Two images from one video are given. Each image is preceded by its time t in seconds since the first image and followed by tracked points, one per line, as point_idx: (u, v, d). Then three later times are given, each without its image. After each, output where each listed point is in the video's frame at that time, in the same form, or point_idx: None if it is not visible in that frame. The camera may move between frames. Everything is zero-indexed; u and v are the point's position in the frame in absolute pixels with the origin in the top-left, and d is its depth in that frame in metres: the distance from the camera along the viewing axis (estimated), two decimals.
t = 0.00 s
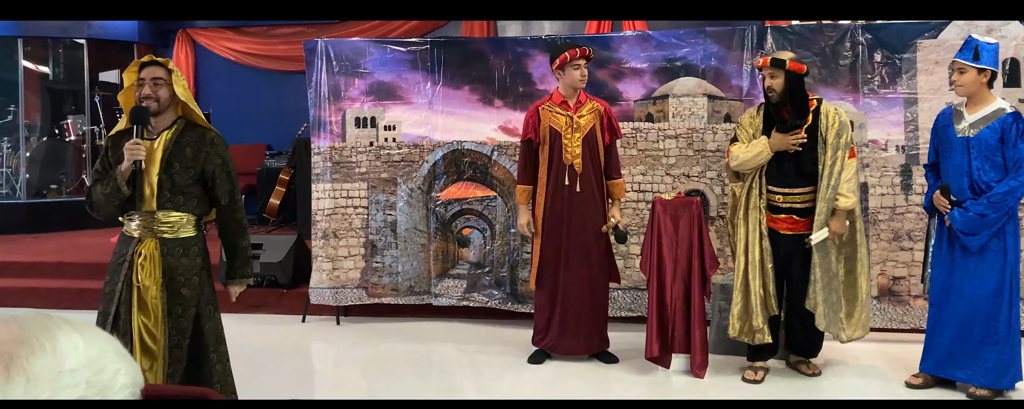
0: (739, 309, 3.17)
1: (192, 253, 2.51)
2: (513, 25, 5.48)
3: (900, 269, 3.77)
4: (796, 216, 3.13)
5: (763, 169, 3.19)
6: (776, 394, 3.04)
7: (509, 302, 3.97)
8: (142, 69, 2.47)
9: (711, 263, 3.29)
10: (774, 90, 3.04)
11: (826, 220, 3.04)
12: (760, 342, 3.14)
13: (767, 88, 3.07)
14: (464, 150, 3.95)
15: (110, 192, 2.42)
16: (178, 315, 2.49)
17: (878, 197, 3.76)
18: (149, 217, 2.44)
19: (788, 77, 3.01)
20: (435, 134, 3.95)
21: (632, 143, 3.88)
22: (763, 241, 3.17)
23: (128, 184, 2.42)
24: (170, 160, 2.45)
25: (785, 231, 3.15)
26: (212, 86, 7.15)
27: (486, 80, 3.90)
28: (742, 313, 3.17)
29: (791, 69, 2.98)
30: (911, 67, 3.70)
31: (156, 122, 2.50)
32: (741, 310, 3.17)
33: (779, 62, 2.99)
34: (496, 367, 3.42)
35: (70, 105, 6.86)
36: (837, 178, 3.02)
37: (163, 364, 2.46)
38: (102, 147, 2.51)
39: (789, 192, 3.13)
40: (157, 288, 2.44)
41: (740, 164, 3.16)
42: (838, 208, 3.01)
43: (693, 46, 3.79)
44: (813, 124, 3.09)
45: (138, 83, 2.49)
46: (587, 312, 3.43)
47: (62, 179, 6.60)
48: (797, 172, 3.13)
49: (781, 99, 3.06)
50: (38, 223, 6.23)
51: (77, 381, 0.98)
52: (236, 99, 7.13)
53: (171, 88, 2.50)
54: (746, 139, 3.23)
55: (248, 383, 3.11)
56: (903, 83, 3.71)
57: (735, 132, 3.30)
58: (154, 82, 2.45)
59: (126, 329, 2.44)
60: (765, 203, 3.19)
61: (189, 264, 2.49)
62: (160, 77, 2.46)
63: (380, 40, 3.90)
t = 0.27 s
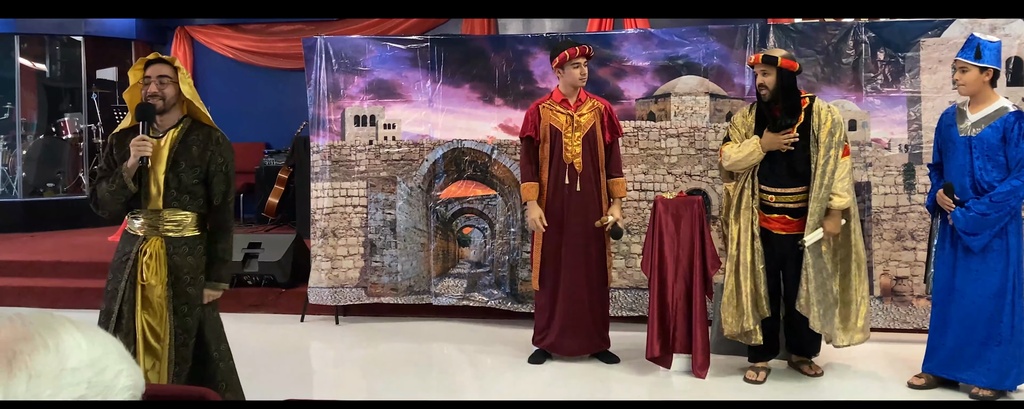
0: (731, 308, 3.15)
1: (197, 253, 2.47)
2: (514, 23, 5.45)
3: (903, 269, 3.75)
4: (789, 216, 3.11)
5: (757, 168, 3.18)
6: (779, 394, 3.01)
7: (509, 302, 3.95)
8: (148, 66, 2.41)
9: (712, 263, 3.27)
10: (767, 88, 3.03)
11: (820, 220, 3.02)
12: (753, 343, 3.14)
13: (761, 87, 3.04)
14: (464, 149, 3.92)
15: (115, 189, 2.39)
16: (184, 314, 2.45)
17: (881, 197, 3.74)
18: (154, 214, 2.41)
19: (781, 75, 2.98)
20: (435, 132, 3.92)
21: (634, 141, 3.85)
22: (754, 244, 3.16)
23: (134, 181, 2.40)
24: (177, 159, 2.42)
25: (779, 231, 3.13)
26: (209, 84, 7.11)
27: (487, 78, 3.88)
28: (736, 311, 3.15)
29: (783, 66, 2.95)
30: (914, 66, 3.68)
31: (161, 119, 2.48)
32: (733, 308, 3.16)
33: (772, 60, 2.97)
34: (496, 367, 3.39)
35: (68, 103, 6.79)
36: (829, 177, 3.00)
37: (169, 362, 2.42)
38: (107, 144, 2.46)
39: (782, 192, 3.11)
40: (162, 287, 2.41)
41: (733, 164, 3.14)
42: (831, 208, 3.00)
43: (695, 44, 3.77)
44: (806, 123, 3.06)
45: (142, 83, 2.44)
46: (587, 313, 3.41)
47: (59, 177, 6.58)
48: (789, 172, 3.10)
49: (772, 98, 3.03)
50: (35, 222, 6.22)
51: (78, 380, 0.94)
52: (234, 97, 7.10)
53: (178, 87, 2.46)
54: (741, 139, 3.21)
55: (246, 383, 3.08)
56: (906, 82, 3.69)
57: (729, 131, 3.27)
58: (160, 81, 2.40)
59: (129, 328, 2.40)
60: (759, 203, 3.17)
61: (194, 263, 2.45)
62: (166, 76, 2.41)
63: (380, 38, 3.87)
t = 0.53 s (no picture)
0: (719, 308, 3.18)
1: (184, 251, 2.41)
2: (514, 21, 5.43)
3: (905, 268, 3.73)
4: (781, 214, 3.10)
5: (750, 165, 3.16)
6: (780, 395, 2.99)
7: (509, 301, 3.92)
8: (146, 64, 2.39)
9: (713, 263, 3.25)
10: (756, 84, 3.02)
11: (812, 218, 3.02)
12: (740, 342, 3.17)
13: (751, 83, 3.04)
14: (463, 147, 3.89)
15: (111, 188, 2.36)
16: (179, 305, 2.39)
17: (882, 195, 3.71)
18: (149, 213, 2.38)
19: (769, 72, 2.96)
20: (433, 130, 3.89)
21: (634, 139, 3.83)
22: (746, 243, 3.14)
23: (130, 180, 2.37)
24: (173, 157, 2.39)
25: (771, 229, 3.13)
26: (206, 81, 7.10)
27: (487, 76, 3.85)
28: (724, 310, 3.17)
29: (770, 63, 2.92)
30: (916, 64, 3.66)
31: (159, 117, 2.45)
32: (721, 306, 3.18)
33: (760, 56, 2.96)
34: (495, 367, 3.37)
35: (63, 100, 6.75)
36: (822, 175, 2.98)
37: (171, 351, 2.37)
38: (104, 142, 2.43)
39: (774, 189, 3.09)
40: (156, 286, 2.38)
41: (724, 161, 3.13)
42: (825, 206, 2.98)
43: (696, 42, 3.75)
44: (797, 119, 3.04)
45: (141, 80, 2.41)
46: (587, 314, 3.38)
47: (54, 175, 6.60)
48: (782, 169, 3.08)
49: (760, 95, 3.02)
50: (30, 221, 6.19)
51: (74, 379, 0.91)
52: (231, 95, 7.07)
53: (178, 86, 2.43)
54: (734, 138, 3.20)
55: (244, 383, 3.05)
56: (908, 80, 3.67)
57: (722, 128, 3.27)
58: (159, 79, 2.38)
59: (125, 327, 2.38)
60: (750, 200, 3.15)
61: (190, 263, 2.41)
62: (166, 74, 2.39)
63: (377, 35, 3.84)
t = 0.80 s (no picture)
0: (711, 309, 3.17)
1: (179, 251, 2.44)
2: (512, 19, 5.40)
3: (906, 267, 3.71)
4: (770, 212, 3.07)
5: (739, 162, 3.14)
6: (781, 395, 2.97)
7: (509, 301, 3.90)
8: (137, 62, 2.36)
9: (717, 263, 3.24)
10: (744, 82, 3.02)
11: (803, 217, 2.99)
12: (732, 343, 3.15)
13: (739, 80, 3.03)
14: (461, 146, 3.86)
15: (102, 188, 2.32)
16: (173, 306, 2.38)
17: (883, 194, 3.70)
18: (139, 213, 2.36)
19: (756, 68, 2.97)
20: (431, 129, 3.87)
21: (634, 138, 3.81)
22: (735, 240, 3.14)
23: (121, 180, 2.33)
24: (165, 157, 2.37)
25: (760, 228, 3.09)
26: (203, 80, 7.08)
27: (485, 74, 3.83)
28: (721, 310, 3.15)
29: (757, 60, 2.92)
30: (916, 62, 3.64)
31: (151, 116, 2.43)
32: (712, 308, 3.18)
33: (748, 53, 2.96)
34: (495, 367, 3.34)
35: (58, 100, 6.70)
36: (812, 173, 2.95)
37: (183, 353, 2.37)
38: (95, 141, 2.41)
39: (762, 186, 3.07)
40: (146, 286, 2.38)
41: (714, 160, 3.16)
42: (815, 204, 2.95)
43: (696, 40, 3.73)
44: (785, 116, 3.03)
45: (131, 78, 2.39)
46: (586, 314, 3.36)
47: (49, 175, 6.57)
48: (770, 166, 3.06)
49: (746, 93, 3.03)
50: (25, 222, 6.15)
51: (68, 381, 0.88)
52: (227, 95, 7.04)
53: (168, 84, 2.41)
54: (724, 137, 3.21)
55: (241, 384, 3.03)
56: (909, 78, 3.65)
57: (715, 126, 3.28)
58: (150, 77, 2.35)
59: (116, 329, 2.36)
60: (740, 197, 3.15)
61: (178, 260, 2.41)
62: (156, 72, 2.36)
63: (375, 33, 3.81)
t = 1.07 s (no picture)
0: (708, 311, 3.15)
1: (172, 253, 2.45)
2: (512, 19, 5.37)
3: (908, 268, 3.69)
4: (761, 212, 3.06)
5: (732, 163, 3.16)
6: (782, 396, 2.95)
7: (508, 302, 3.87)
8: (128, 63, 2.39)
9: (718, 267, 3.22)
10: (734, 81, 3.04)
11: (792, 216, 2.97)
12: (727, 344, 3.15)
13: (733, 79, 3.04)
14: (460, 147, 3.84)
15: (92, 190, 2.35)
16: (163, 313, 2.40)
17: (884, 194, 3.68)
18: (129, 215, 2.38)
19: (745, 68, 2.98)
20: (430, 130, 3.84)
21: (634, 138, 3.79)
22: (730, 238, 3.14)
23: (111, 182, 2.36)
24: (153, 157, 2.40)
25: (753, 228, 3.09)
26: (200, 80, 7.06)
27: (484, 74, 3.80)
28: (719, 311, 3.12)
29: (746, 60, 2.94)
30: (917, 61, 3.62)
31: (141, 116, 2.46)
32: (710, 309, 3.14)
33: (736, 53, 2.98)
34: (493, 369, 3.32)
35: (53, 101, 6.66)
36: (802, 171, 2.93)
37: (157, 365, 2.37)
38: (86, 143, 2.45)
39: (753, 186, 3.06)
40: (139, 289, 2.37)
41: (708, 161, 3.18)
42: (805, 203, 2.93)
43: (696, 40, 3.71)
44: (774, 116, 3.03)
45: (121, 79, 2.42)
46: (585, 315, 3.33)
47: (44, 176, 6.57)
48: (761, 166, 3.05)
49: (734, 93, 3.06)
50: (20, 223, 6.12)
51: (61, 387, 0.92)
52: (225, 95, 7.02)
53: (157, 84, 2.43)
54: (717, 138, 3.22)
55: (238, 386, 3.01)
56: (910, 78, 3.63)
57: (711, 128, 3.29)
58: (140, 77, 2.38)
59: (110, 332, 2.36)
60: (732, 197, 3.15)
61: (170, 262, 2.43)
62: (145, 72, 2.39)
63: (374, 33, 3.78)
